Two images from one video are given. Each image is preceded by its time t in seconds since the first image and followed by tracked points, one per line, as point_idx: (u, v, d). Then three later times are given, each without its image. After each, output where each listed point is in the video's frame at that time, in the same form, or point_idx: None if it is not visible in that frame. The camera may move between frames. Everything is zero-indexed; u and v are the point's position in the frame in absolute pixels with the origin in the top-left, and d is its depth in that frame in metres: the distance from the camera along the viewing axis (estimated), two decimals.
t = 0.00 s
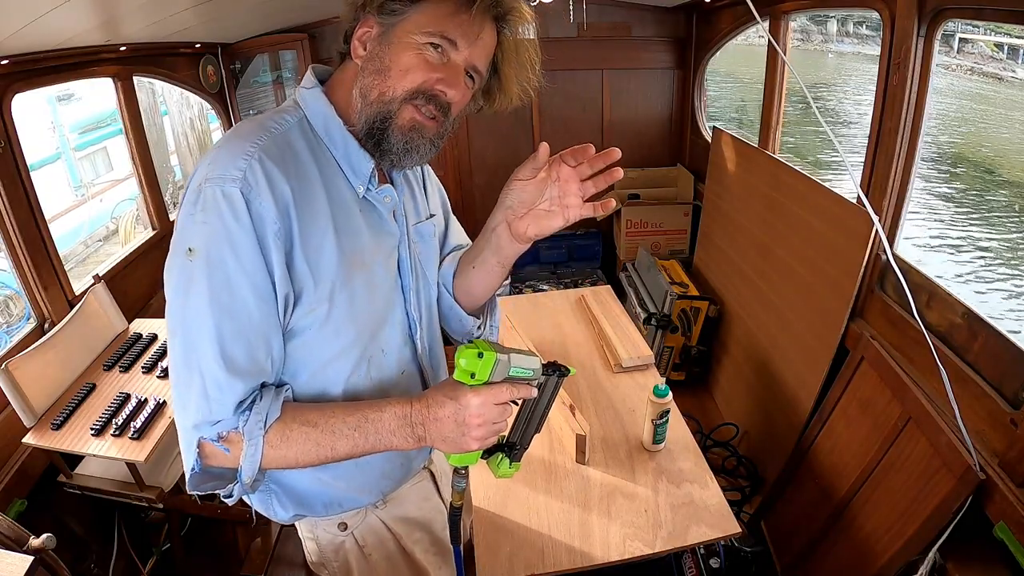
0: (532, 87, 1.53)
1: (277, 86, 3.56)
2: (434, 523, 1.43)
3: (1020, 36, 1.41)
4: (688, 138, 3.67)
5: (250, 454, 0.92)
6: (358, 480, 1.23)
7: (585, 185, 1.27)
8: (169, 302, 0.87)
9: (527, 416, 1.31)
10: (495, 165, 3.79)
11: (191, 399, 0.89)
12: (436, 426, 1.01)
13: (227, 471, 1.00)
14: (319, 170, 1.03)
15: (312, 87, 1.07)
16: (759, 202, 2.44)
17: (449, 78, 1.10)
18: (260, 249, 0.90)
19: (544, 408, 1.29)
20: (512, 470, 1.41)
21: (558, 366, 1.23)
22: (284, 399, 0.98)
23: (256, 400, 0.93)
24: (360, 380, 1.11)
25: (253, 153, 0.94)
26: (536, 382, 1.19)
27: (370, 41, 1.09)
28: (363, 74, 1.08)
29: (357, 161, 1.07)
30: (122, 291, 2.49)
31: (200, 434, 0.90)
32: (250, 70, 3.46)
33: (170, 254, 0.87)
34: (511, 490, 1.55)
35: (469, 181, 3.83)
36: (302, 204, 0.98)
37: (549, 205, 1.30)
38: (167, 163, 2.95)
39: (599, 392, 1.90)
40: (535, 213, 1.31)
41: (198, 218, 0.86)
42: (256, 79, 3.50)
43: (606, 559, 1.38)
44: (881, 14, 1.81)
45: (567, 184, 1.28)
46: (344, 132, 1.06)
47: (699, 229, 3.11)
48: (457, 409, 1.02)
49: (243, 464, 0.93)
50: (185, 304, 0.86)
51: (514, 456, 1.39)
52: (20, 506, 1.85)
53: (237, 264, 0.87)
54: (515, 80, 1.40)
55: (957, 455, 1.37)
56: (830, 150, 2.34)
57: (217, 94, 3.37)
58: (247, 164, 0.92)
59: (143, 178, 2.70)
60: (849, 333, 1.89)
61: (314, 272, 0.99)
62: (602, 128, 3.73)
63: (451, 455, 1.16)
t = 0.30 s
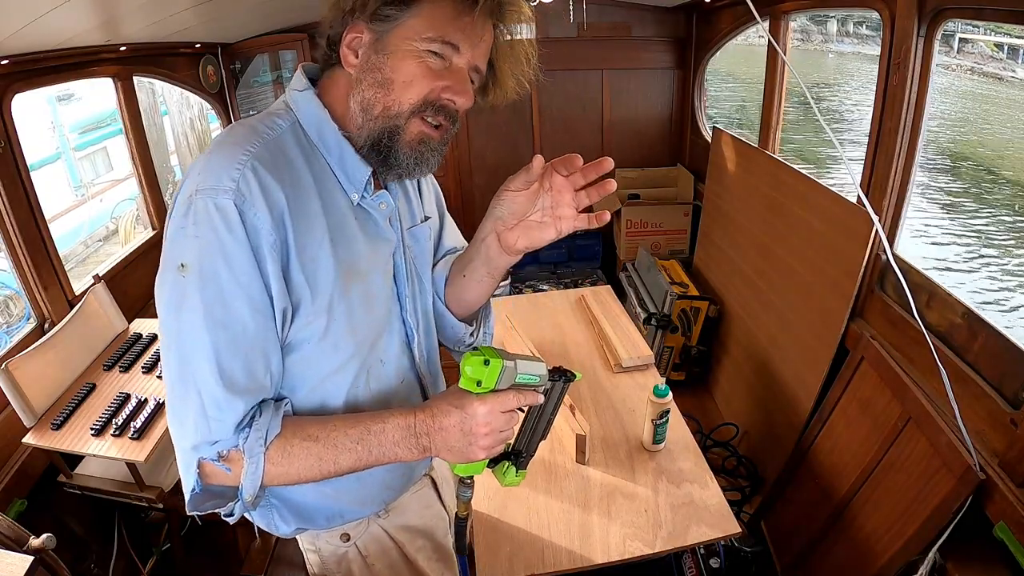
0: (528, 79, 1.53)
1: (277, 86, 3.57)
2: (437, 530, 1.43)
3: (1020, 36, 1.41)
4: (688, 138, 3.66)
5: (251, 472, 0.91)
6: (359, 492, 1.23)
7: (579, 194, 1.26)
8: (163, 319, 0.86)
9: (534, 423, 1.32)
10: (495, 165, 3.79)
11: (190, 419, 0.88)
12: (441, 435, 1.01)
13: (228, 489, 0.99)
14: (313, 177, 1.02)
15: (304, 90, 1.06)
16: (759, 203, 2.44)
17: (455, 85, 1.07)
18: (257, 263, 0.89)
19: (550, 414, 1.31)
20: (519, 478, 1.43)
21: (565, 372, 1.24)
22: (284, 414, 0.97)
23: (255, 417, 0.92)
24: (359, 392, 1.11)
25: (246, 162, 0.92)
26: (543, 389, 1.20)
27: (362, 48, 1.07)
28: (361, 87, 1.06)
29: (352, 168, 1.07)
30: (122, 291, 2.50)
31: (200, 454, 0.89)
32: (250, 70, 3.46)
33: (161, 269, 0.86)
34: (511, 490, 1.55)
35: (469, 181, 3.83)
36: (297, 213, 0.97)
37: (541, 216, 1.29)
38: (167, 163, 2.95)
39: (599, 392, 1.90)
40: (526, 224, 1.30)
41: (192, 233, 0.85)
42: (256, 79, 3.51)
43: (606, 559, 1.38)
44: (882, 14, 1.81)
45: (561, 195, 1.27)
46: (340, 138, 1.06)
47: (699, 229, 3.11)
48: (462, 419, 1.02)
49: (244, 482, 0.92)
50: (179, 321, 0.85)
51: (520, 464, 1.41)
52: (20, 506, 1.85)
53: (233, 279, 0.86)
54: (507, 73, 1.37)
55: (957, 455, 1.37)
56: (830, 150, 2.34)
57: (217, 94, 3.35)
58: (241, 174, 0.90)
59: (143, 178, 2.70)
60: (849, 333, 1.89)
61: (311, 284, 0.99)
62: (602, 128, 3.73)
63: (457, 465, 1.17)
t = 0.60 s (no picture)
0: (530, 77, 1.53)
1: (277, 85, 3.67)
2: (437, 537, 1.43)
3: (1020, 36, 1.41)
4: (688, 138, 3.66)
5: (252, 488, 0.91)
6: (359, 503, 1.23)
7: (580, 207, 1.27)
8: (158, 334, 0.85)
9: (534, 434, 1.30)
10: (495, 165, 3.80)
11: (190, 436, 0.88)
12: (445, 446, 1.02)
13: (228, 504, 0.98)
14: (309, 185, 1.02)
15: (297, 94, 1.05)
16: (759, 203, 2.44)
17: (449, 87, 1.08)
18: (253, 276, 0.89)
19: (552, 424, 1.29)
20: (520, 487, 1.40)
21: (568, 380, 1.23)
22: (284, 428, 0.98)
23: (255, 433, 0.92)
24: (360, 404, 1.11)
25: (241, 171, 0.91)
26: (546, 399, 1.19)
27: (353, 51, 1.08)
28: (353, 90, 1.06)
29: (349, 176, 1.07)
30: (122, 291, 2.50)
31: (201, 472, 0.90)
32: (250, 70, 3.47)
33: (155, 283, 0.85)
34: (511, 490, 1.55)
35: (469, 181, 3.83)
36: (294, 223, 0.96)
37: (541, 229, 1.30)
38: (167, 163, 2.95)
39: (598, 392, 1.90)
40: (526, 238, 1.31)
41: (186, 247, 0.84)
42: (256, 79, 3.54)
43: (606, 559, 1.38)
44: (882, 14, 1.81)
45: (560, 208, 1.29)
46: (336, 146, 1.05)
47: (699, 229, 3.11)
48: (467, 429, 1.02)
49: (246, 498, 0.92)
50: (175, 336, 0.84)
51: (523, 472, 1.38)
52: (21, 506, 1.86)
53: (229, 293, 0.86)
54: (506, 73, 1.37)
55: (957, 455, 1.37)
56: (831, 150, 2.34)
57: (217, 94, 3.33)
58: (235, 184, 0.89)
59: (143, 178, 2.71)
60: (849, 333, 1.89)
61: (309, 296, 0.98)
62: (602, 128, 3.73)
63: (460, 475, 1.16)
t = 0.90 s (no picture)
0: (534, 83, 1.53)
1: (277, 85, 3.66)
2: (438, 547, 1.42)
3: (1020, 36, 1.41)
4: (688, 138, 3.66)
5: (245, 501, 0.91)
6: (358, 513, 1.23)
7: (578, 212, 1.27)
8: (150, 342, 0.85)
9: (528, 446, 1.30)
10: (495, 165, 3.79)
11: (181, 447, 0.88)
12: (440, 456, 1.02)
13: (222, 515, 0.99)
14: (306, 191, 1.02)
15: (295, 97, 1.05)
16: (759, 203, 2.44)
17: (447, 86, 1.09)
18: (247, 285, 0.89)
19: (548, 432, 1.28)
20: (516, 497, 1.37)
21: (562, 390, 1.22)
22: (278, 439, 0.98)
23: (249, 445, 0.92)
24: (357, 414, 1.11)
25: (235, 177, 0.91)
26: (541, 409, 1.18)
27: (352, 48, 1.08)
28: (349, 88, 1.07)
29: (348, 181, 1.06)
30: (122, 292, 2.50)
31: (192, 483, 0.89)
32: (250, 70, 3.47)
33: (147, 290, 0.85)
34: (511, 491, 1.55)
35: (469, 181, 3.83)
36: (289, 230, 0.96)
37: (541, 232, 1.30)
38: (167, 164, 2.95)
39: (599, 393, 1.90)
40: (528, 242, 1.31)
41: (178, 254, 0.84)
42: (256, 79, 3.54)
43: (606, 559, 1.38)
44: (882, 14, 1.81)
45: (558, 210, 1.28)
46: (334, 150, 1.05)
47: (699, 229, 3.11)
48: (464, 439, 1.02)
49: (239, 510, 0.92)
50: (167, 344, 0.84)
51: (518, 482, 1.35)
52: (21, 506, 1.86)
53: (222, 302, 0.86)
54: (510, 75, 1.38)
55: (957, 455, 1.37)
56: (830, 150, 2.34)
57: (217, 94, 3.34)
58: (229, 190, 0.89)
59: (143, 178, 2.71)
60: (849, 333, 1.89)
61: (305, 304, 0.98)
62: (602, 127, 3.73)
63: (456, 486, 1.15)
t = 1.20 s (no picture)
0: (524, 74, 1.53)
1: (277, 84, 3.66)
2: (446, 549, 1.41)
3: (1020, 36, 1.41)
4: (688, 138, 3.66)
5: (241, 516, 0.91)
6: (367, 519, 1.24)
7: (576, 213, 1.26)
8: (144, 355, 0.85)
9: (530, 454, 1.26)
10: (495, 164, 3.79)
11: (175, 460, 0.88)
12: (440, 468, 1.01)
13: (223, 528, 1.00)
14: (300, 197, 1.01)
15: (285, 101, 1.04)
16: (759, 203, 2.43)
17: (443, 86, 1.09)
18: (240, 295, 0.88)
19: (550, 440, 1.26)
20: (519, 506, 1.34)
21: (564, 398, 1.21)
22: (276, 452, 0.98)
23: (244, 458, 0.92)
24: (357, 420, 1.11)
25: (226, 186, 0.90)
26: (543, 417, 1.16)
27: (343, 48, 1.07)
28: (343, 89, 1.06)
29: (340, 182, 1.06)
30: (122, 292, 2.51)
31: (187, 496, 0.90)
32: (250, 70, 3.47)
33: (140, 302, 0.85)
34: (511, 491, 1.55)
35: (469, 180, 3.83)
36: (282, 237, 0.96)
37: (542, 233, 1.30)
38: (167, 164, 2.95)
39: (598, 393, 1.90)
40: (531, 244, 1.31)
41: (168, 266, 0.84)
42: (256, 79, 3.50)
43: (606, 559, 1.38)
44: (882, 14, 1.81)
45: (557, 210, 1.28)
46: (324, 152, 1.04)
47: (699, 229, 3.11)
48: (465, 452, 1.01)
49: (235, 525, 0.92)
50: (160, 357, 0.84)
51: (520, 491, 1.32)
52: (21, 506, 1.86)
53: (214, 315, 0.85)
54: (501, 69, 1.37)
55: (957, 455, 1.37)
56: (830, 150, 2.34)
57: (217, 94, 3.35)
58: (220, 200, 0.89)
59: (143, 178, 2.71)
60: (849, 333, 1.89)
61: (302, 312, 0.98)
62: (602, 127, 3.73)
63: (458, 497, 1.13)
